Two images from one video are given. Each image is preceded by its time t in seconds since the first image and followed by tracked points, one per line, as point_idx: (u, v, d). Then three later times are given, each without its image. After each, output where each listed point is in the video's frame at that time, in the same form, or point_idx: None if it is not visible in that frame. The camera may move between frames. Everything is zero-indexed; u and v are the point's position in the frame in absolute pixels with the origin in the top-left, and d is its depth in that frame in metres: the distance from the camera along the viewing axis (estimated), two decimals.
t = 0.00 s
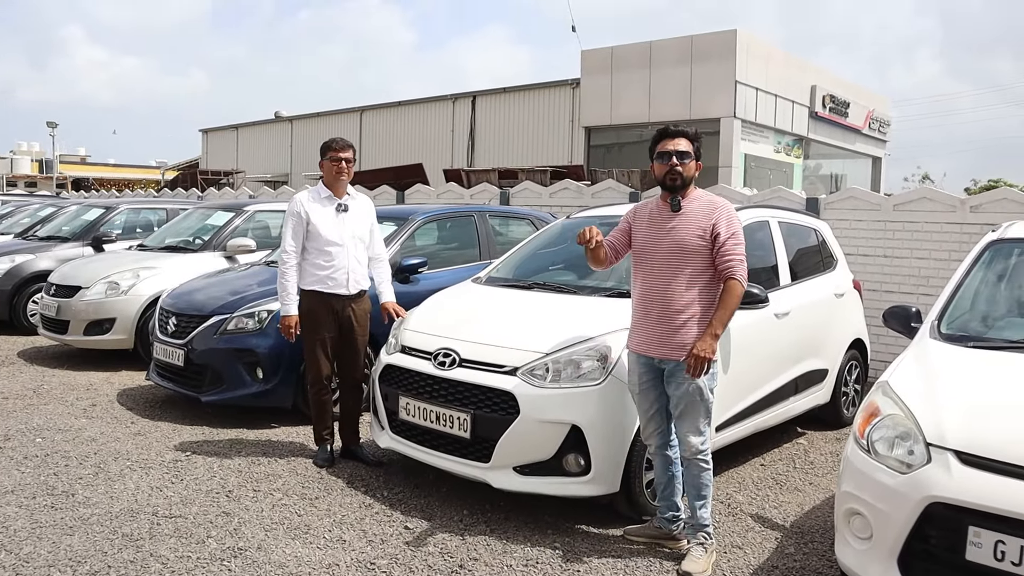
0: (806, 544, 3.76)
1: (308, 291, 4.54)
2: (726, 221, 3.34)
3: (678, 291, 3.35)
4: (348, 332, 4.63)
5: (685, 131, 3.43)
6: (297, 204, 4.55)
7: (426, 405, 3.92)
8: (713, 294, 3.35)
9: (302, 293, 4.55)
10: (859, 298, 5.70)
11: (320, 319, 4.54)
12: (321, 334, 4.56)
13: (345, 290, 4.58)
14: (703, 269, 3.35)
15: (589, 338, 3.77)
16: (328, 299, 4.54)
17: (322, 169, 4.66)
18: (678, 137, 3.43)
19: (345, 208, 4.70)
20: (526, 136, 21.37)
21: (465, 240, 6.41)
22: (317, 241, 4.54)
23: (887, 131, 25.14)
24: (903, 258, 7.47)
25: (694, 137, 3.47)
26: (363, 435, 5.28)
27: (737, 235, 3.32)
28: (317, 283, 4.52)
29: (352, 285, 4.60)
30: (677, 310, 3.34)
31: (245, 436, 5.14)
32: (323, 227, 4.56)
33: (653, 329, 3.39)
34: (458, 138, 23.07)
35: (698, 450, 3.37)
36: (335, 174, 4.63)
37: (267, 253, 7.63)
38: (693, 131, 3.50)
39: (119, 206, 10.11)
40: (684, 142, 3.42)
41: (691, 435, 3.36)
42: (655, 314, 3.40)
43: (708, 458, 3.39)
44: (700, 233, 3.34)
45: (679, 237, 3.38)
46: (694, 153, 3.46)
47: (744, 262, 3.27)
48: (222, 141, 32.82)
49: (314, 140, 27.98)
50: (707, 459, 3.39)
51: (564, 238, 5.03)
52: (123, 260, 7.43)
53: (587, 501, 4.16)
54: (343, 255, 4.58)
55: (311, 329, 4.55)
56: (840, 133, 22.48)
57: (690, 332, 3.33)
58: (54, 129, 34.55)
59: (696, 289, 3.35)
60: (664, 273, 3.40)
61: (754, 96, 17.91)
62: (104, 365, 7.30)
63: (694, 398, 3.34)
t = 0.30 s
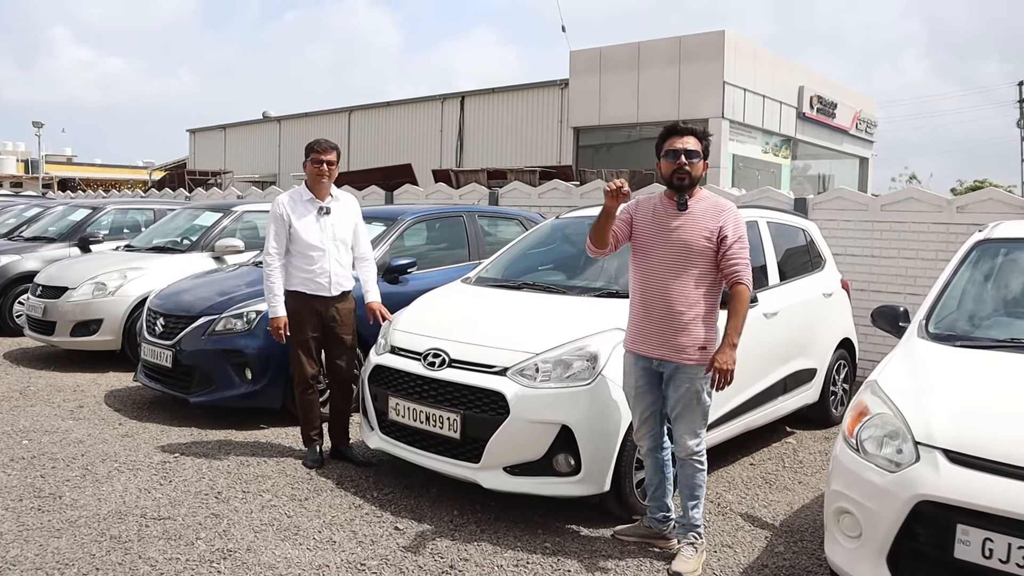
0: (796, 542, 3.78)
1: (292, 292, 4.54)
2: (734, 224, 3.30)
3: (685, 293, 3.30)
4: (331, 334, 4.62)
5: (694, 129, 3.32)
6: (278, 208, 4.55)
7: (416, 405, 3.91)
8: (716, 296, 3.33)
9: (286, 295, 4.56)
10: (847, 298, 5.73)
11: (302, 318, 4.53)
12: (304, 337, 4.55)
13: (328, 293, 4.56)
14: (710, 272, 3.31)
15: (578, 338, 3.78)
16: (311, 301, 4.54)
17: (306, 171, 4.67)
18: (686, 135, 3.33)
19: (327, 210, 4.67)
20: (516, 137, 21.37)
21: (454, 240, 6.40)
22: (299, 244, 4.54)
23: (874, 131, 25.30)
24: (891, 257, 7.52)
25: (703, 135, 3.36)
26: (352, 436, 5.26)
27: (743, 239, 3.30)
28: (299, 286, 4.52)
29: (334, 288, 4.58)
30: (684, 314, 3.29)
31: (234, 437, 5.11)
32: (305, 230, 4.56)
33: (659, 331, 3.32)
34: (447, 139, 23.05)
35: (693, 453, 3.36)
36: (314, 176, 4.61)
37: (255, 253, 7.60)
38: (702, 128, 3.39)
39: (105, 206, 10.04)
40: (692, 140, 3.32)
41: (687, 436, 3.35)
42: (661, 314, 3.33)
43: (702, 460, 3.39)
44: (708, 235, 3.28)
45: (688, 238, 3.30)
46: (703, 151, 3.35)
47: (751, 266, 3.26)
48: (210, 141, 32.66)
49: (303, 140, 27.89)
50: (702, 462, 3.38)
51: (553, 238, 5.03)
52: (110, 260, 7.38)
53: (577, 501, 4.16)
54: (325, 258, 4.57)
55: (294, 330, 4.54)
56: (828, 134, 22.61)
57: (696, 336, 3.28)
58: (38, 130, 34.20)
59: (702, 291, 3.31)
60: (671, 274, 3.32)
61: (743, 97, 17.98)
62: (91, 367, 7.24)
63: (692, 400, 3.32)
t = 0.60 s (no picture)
0: (786, 541, 3.80)
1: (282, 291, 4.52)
2: (736, 226, 3.29)
3: (686, 295, 3.29)
4: (320, 333, 4.61)
5: (696, 129, 3.29)
6: (267, 207, 4.52)
7: (406, 406, 3.90)
8: (717, 298, 3.33)
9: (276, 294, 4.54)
10: (835, 298, 5.76)
11: (292, 318, 4.51)
12: (294, 337, 4.53)
13: (317, 291, 4.55)
14: (711, 273, 3.31)
15: (567, 339, 3.78)
16: (301, 301, 4.52)
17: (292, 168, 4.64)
18: (689, 135, 3.29)
19: (315, 208, 4.65)
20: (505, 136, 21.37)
21: (444, 240, 6.39)
22: (289, 242, 4.51)
23: (862, 132, 25.45)
24: (879, 257, 7.56)
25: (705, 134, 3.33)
26: (342, 437, 5.25)
27: (744, 242, 3.30)
28: (290, 285, 4.50)
29: (324, 286, 4.57)
30: (685, 316, 3.29)
31: (223, 438, 5.08)
32: (295, 228, 4.54)
33: (659, 333, 3.31)
34: (437, 138, 23.02)
35: (687, 455, 3.37)
36: (302, 174, 4.59)
37: (244, 253, 7.56)
38: (704, 128, 3.35)
39: (92, 205, 9.96)
40: (694, 139, 3.28)
41: (681, 439, 3.36)
42: (661, 316, 3.32)
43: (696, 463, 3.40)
44: (711, 236, 3.27)
45: (690, 240, 3.28)
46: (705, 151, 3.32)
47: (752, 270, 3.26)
48: (198, 140, 32.49)
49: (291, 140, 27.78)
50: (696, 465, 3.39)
51: (543, 238, 5.04)
52: (97, 260, 7.33)
53: (568, 501, 4.17)
54: (314, 256, 4.55)
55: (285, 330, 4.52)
56: (816, 134, 22.72)
57: (697, 338, 3.28)
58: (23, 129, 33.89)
59: (703, 293, 3.30)
60: (673, 275, 3.30)
61: (731, 97, 18.04)
62: (78, 368, 7.19)
63: (689, 403, 3.32)
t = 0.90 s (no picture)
0: (780, 540, 3.81)
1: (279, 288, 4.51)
2: (738, 228, 3.27)
3: (686, 298, 3.29)
4: (317, 330, 4.61)
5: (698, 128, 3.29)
6: (268, 204, 4.53)
7: (401, 405, 3.90)
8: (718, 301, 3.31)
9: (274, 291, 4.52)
10: (828, 297, 5.78)
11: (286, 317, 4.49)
12: (292, 333, 4.50)
13: (315, 289, 4.53)
14: (712, 276, 3.29)
15: (562, 339, 3.78)
16: (299, 298, 4.51)
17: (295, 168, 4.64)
18: (691, 135, 3.29)
19: (316, 207, 4.64)
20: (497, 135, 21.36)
21: (437, 239, 6.38)
22: (289, 239, 4.51)
23: (853, 131, 25.55)
24: (871, 257, 7.59)
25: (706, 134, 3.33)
26: (336, 436, 5.23)
27: (747, 243, 3.28)
28: (287, 282, 4.49)
29: (321, 284, 4.55)
30: (685, 319, 3.29)
31: (216, 438, 5.07)
32: (295, 226, 4.53)
33: (659, 336, 3.31)
34: (429, 137, 22.99)
35: (684, 457, 3.37)
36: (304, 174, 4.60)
37: (236, 252, 7.53)
38: (706, 129, 3.35)
39: (83, 204, 9.90)
40: (695, 140, 3.28)
41: (679, 442, 3.37)
42: (661, 318, 3.32)
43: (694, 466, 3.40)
44: (711, 239, 3.26)
45: (691, 242, 3.28)
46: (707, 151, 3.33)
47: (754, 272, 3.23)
48: (188, 139, 32.36)
49: (283, 139, 27.70)
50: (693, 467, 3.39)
51: (537, 237, 5.03)
52: (88, 259, 7.29)
53: (562, 501, 4.17)
54: (313, 254, 4.53)
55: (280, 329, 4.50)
56: (807, 134, 22.80)
57: (697, 342, 3.28)
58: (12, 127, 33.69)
59: (704, 296, 3.30)
60: (672, 278, 3.30)
61: (723, 96, 18.08)
62: (69, 367, 7.14)
63: (687, 405, 3.32)
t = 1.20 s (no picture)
0: (776, 537, 3.82)
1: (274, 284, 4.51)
2: (739, 228, 3.27)
3: (687, 298, 3.29)
4: (314, 327, 4.60)
5: (698, 128, 3.29)
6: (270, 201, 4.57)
7: (398, 404, 3.89)
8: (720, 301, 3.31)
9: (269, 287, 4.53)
10: (822, 296, 5.80)
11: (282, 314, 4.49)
12: (287, 329, 4.49)
13: (309, 287, 4.52)
14: (713, 276, 3.29)
15: (559, 338, 3.79)
16: (293, 295, 4.50)
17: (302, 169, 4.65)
18: (690, 135, 3.29)
19: (317, 208, 4.65)
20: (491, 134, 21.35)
21: (431, 238, 6.38)
22: (287, 236, 4.52)
23: (845, 131, 25.65)
24: (864, 255, 7.63)
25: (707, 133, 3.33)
26: (332, 435, 5.22)
27: (748, 243, 3.28)
28: (282, 279, 4.49)
29: (316, 282, 4.53)
30: (686, 319, 3.29)
31: (211, 437, 5.05)
32: (295, 223, 4.55)
33: (660, 336, 3.32)
34: (422, 136, 22.96)
35: (683, 457, 3.38)
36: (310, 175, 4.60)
37: (230, 251, 7.51)
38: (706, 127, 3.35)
39: (75, 203, 9.85)
40: (695, 140, 3.29)
41: (678, 441, 3.37)
42: (662, 318, 3.33)
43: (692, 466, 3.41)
44: (712, 239, 3.27)
45: (691, 243, 3.29)
46: (707, 150, 3.33)
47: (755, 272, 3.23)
48: (180, 137, 32.23)
49: (275, 137, 27.61)
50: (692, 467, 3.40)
51: (532, 236, 5.04)
52: (81, 258, 7.25)
53: (559, 499, 4.17)
54: (309, 252, 4.53)
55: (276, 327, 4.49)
56: (799, 133, 22.88)
57: (698, 342, 3.29)
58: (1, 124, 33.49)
59: (706, 296, 3.30)
60: (673, 278, 3.31)
61: (716, 95, 18.12)
62: (61, 366, 7.10)
63: (686, 406, 3.33)
